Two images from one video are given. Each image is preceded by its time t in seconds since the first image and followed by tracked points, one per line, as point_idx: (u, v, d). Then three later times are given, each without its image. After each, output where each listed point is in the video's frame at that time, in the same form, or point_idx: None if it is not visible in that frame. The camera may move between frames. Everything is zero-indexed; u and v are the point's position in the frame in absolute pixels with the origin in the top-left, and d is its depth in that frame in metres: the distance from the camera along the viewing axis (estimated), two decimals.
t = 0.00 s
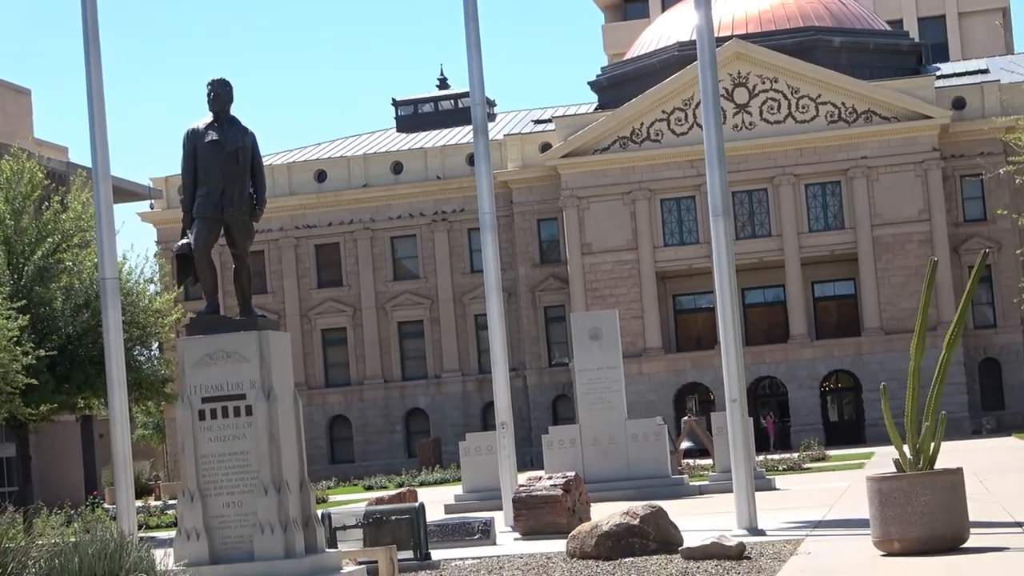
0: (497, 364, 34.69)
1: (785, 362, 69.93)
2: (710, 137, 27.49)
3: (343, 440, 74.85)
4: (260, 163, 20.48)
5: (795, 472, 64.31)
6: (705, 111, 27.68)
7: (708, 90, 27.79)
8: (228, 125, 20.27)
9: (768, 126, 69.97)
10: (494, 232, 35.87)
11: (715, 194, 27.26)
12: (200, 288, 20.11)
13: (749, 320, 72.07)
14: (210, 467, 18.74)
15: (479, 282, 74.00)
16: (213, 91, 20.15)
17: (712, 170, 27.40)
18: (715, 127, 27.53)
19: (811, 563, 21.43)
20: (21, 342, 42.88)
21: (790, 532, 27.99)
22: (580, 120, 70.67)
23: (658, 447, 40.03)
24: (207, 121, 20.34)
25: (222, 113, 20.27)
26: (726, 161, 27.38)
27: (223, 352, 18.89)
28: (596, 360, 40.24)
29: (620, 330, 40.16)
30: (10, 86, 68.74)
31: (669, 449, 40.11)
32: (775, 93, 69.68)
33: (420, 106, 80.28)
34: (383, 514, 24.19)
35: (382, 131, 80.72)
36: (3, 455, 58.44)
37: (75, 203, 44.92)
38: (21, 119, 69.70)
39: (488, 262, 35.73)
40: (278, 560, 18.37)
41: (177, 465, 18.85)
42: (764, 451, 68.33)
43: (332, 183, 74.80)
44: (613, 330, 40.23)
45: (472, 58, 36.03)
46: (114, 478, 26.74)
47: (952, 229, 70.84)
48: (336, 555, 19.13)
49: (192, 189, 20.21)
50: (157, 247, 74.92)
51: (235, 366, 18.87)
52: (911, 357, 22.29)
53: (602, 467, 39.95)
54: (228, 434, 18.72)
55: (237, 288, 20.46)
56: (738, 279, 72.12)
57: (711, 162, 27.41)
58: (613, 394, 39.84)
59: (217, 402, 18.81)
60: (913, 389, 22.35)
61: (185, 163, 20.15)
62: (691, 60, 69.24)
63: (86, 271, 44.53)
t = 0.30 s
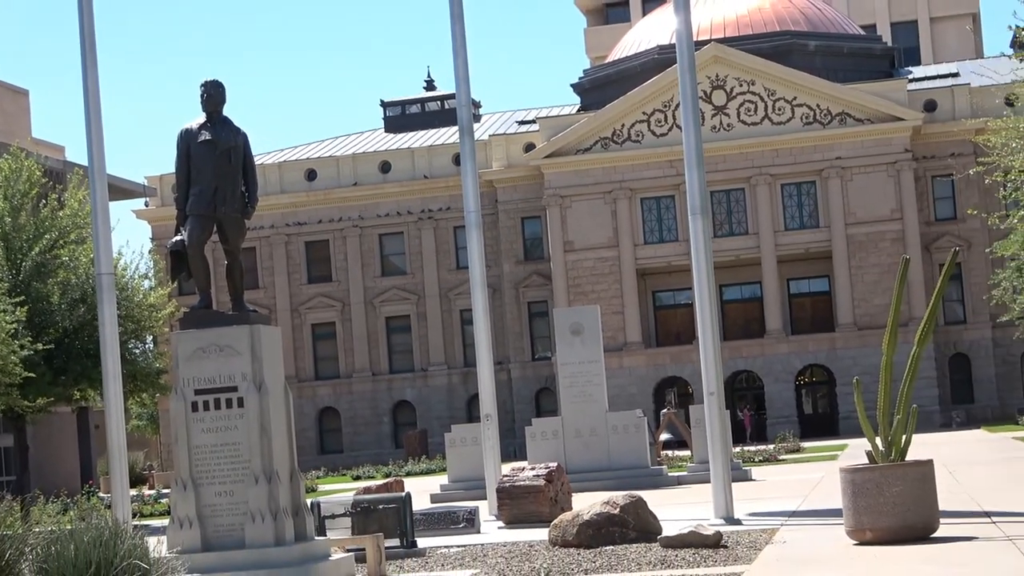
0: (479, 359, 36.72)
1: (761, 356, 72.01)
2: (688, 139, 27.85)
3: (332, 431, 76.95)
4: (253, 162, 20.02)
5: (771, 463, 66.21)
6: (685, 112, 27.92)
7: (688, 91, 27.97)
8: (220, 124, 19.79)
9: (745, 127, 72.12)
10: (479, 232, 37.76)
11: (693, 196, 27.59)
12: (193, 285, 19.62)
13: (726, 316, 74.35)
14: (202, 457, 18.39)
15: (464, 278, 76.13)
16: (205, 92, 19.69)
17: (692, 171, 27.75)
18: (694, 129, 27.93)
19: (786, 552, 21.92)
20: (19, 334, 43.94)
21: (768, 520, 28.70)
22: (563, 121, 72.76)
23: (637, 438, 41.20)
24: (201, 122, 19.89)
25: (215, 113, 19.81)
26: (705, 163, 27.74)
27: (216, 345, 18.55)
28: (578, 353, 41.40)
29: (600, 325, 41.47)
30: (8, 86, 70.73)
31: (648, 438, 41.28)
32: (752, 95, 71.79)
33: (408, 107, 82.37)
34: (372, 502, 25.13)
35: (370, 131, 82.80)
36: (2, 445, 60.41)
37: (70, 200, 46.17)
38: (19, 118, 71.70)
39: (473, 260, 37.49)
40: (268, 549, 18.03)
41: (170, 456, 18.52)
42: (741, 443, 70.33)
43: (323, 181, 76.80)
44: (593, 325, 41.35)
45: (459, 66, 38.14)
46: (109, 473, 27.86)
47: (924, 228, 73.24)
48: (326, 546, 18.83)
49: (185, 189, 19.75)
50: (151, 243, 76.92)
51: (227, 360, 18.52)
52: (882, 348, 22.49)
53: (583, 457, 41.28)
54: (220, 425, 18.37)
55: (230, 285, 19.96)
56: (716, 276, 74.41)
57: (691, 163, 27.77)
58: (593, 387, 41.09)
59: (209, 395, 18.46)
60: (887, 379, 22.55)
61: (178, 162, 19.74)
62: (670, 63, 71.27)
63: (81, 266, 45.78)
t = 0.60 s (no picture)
0: (469, 351, 38.85)
1: (740, 352, 74.29)
2: (671, 142, 28.83)
3: (323, 424, 79.07)
4: (247, 162, 20.39)
5: (750, 455, 68.19)
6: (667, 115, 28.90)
7: (670, 96, 28.99)
8: (216, 125, 20.12)
9: (726, 129, 74.27)
10: (467, 231, 39.87)
11: (675, 195, 28.54)
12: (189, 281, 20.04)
13: (706, 313, 76.63)
14: (197, 450, 18.83)
15: (452, 275, 78.29)
16: (202, 92, 19.98)
17: (673, 171, 28.70)
18: (676, 131, 28.85)
19: (766, 543, 22.32)
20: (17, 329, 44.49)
21: (749, 512, 29.17)
22: (549, 123, 74.92)
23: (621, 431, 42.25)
24: (196, 121, 20.19)
25: (210, 114, 20.12)
26: (686, 164, 28.71)
27: (211, 340, 18.96)
28: (563, 349, 42.31)
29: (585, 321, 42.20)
30: (9, 88, 72.71)
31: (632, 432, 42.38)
32: (732, 99, 73.95)
33: (398, 109, 84.54)
34: (362, 493, 25.48)
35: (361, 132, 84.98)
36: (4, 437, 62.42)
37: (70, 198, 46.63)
38: (19, 118, 73.67)
39: (462, 257, 39.72)
40: (262, 540, 18.53)
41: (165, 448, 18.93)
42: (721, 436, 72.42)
43: (315, 181, 78.84)
44: (578, 320, 42.23)
45: (449, 71, 40.34)
46: (109, 464, 27.65)
47: (898, 228, 75.57)
48: (317, 535, 19.31)
49: (182, 186, 20.06)
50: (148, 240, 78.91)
51: (222, 355, 18.94)
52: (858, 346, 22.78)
53: (568, 451, 42.21)
54: (214, 418, 18.80)
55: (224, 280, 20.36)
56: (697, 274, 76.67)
57: (672, 164, 28.75)
58: (579, 380, 41.98)
59: (204, 388, 18.89)
60: (863, 376, 22.88)
61: (174, 162, 20.00)
62: (653, 67, 73.44)
63: (80, 263, 46.22)
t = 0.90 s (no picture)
0: (455, 350, 41.03)
1: (719, 353, 76.59)
2: (652, 148, 29.99)
3: (314, 421, 81.21)
4: (240, 165, 21.95)
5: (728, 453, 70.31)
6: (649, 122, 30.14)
7: (652, 103, 30.20)
8: (211, 131, 21.71)
9: (706, 136, 76.54)
10: (454, 234, 42.09)
11: (656, 200, 29.63)
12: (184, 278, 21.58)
13: (686, 314, 79.02)
14: (192, 444, 20.46)
15: (440, 276, 80.47)
16: (198, 99, 21.59)
17: (654, 177, 29.86)
18: (657, 138, 30.00)
19: (740, 537, 23.64)
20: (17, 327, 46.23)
21: (726, 508, 30.37)
22: (535, 130, 77.16)
23: (602, 428, 44.32)
24: (193, 128, 21.80)
25: (205, 121, 21.72)
26: (667, 170, 29.88)
27: (206, 339, 20.59)
28: (547, 348, 44.31)
29: (568, 322, 44.16)
30: (10, 92, 74.75)
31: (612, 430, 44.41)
32: (712, 107, 76.23)
33: (388, 114, 86.73)
34: (352, 489, 27.06)
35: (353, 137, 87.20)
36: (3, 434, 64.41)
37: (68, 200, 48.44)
38: (19, 122, 75.72)
39: (449, 258, 41.98)
40: (253, 531, 20.14)
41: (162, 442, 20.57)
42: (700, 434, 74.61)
43: (307, 185, 80.93)
44: (562, 321, 44.11)
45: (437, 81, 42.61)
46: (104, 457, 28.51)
47: (873, 233, 77.97)
48: (305, 528, 20.99)
49: (178, 190, 21.65)
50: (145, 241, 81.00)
51: (215, 353, 20.57)
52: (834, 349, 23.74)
53: (551, 446, 44.34)
54: (208, 415, 20.42)
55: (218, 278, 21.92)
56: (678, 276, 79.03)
57: (654, 170, 29.92)
58: (562, 379, 44.15)
59: (199, 385, 20.52)
60: (836, 379, 23.72)
61: (171, 166, 21.61)
62: (636, 75, 75.71)
63: (78, 264, 47.98)
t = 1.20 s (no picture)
0: (440, 351, 43.11)
1: (696, 357, 78.88)
2: (633, 158, 31.71)
3: (302, 423, 83.35)
4: (232, 173, 22.22)
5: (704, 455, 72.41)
6: (630, 133, 31.90)
7: (632, 114, 31.88)
8: (203, 139, 21.99)
9: (685, 148, 78.92)
10: (440, 240, 44.25)
11: (638, 208, 31.51)
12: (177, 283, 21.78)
13: (665, 320, 81.36)
14: (183, 445, 20.64)
15: (426, 282, 82.63)
16: (190, 107, 21.86)
17: (636, 186, 31.60)
18: (638, 149, 31.77)
19: (717, 537, 24.33)
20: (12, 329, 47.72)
21: (702, 508, 32.00)
22: (519, 140, 79.39)
23: (583, 430, 46.49)
24: (185, 136, 22.06)
25: (198, 129, 22.00)
26: (648, 179, 31.60)
27: (197, 342, 20.82)
28: (530, 352, 46.47)
29: (549, 326, 46.35)
30: (7, 101, 76.80)
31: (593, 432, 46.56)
32: (691, 119, 78.63)
33: (376, 124, 88.96)
34: (338, 489, 27.73)
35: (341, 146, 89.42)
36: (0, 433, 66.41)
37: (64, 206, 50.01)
38: (16, 130, 77.78)
39: (436, 263, 44.22)
40: (243, 529, 20.34)
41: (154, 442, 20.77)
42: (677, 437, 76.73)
43: (297, 192, 83.10)
44: (544, 325, 46.30)
45: (425, 94, 44.82)
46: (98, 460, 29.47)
47: (846, 242, 80.42)
48: (294, 526, 21.19)
49: (171, 197, 21.91)
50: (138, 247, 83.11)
51: (206, 356, 20.79)
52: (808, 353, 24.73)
53: (533, 448, 46.45)
54: (199, 416, 20.64)
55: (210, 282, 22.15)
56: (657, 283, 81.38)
57: (635, 180, 31.60)
58: (543, 383, 46.34)
59: (190, 387, 20.72)
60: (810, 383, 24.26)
61: (163, 173, 21.87)
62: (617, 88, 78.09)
63: (73, 268, 49.54)
